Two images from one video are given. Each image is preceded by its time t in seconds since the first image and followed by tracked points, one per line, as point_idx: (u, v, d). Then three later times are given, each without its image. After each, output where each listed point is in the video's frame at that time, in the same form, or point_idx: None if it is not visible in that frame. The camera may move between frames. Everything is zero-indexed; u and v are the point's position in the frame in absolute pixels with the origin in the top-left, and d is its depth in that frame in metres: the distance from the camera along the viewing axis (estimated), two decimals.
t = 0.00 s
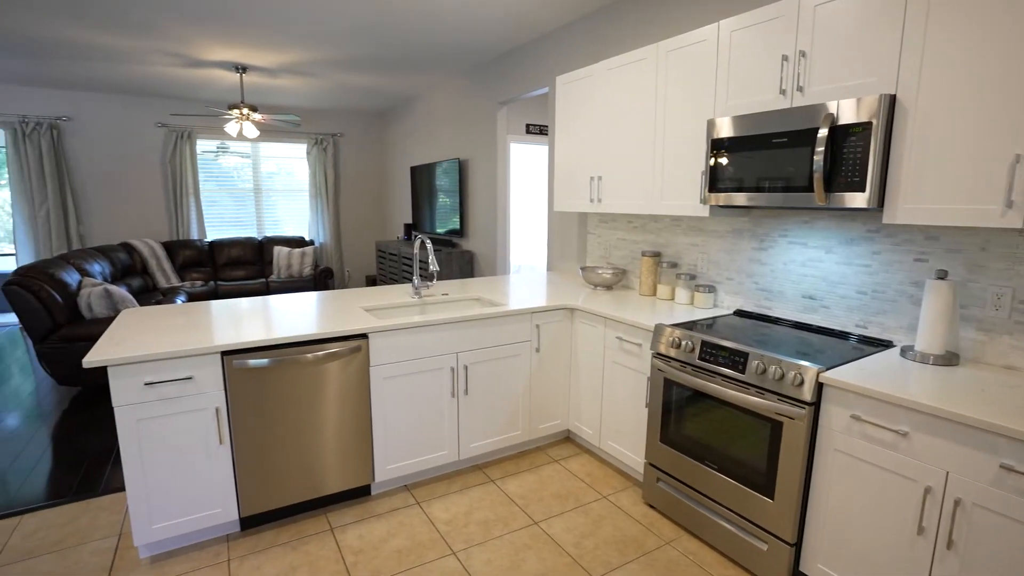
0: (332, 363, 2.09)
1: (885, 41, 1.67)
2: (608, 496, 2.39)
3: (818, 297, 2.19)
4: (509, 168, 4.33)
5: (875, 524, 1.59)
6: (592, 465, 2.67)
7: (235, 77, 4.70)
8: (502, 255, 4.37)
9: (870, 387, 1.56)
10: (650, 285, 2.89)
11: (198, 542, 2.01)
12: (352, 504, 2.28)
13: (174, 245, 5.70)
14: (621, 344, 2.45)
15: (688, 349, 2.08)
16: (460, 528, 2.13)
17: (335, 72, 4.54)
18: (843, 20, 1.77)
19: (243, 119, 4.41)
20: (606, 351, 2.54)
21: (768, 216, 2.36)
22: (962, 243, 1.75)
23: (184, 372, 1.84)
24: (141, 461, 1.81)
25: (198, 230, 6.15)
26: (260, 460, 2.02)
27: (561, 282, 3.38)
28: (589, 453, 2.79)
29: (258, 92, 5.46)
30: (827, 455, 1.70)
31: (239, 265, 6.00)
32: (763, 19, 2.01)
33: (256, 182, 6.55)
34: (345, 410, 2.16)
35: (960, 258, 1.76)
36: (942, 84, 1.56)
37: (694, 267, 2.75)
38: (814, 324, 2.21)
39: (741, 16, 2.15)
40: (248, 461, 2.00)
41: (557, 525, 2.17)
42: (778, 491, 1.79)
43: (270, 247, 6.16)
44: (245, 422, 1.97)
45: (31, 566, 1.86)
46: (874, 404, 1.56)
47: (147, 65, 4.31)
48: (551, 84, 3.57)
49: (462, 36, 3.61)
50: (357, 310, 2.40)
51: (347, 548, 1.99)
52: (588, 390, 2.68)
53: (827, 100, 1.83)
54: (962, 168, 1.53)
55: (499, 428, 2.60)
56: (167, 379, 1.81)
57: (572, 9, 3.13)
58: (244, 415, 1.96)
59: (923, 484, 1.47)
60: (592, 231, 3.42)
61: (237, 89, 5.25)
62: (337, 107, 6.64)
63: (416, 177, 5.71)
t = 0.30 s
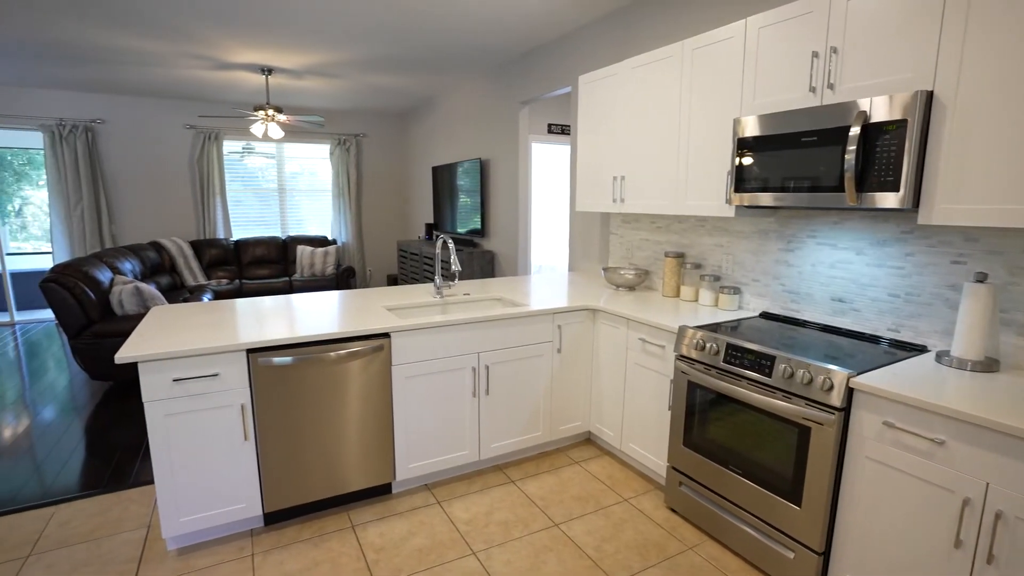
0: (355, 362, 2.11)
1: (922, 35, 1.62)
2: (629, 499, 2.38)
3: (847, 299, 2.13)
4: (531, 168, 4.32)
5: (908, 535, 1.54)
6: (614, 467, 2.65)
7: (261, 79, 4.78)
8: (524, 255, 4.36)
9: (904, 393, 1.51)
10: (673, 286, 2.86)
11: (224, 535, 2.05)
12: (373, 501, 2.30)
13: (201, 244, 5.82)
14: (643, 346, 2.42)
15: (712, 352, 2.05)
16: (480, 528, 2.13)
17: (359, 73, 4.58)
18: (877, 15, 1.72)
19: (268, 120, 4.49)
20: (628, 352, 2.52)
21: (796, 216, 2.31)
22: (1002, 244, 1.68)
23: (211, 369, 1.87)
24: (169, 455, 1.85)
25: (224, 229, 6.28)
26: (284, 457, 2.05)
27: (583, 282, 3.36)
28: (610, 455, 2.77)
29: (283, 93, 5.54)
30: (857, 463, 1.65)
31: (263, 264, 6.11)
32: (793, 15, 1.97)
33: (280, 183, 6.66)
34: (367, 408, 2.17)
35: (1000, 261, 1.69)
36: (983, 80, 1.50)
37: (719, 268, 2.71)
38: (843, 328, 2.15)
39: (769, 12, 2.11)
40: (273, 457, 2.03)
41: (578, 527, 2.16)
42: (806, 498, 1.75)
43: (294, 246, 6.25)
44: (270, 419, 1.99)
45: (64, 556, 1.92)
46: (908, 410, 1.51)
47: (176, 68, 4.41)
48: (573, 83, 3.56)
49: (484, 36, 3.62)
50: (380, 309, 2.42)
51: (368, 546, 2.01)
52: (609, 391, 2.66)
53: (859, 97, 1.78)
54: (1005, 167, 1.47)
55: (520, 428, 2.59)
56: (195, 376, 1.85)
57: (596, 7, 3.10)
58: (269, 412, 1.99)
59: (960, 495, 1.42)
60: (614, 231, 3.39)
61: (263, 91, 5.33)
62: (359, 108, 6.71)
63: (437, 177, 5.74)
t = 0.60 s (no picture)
0: (377, 361, 2.12)
1: (962, 29, 1.56)
2: (651, 503, 2.36)
3: (879, 303, 2.07)
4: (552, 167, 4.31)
5: (944, 548, 1.48)
6: (635, 470, 2.63)
7: (286, 80, 4.85)
8: (545, 255, 4.35)
9: (940, 400, 1.45)
10: (696, 287, 2.83)
11: (249, 530, 2.08)
12: (394, 500, 2.32)
13: (227, 243, 5.95)
14: (666, 348, 2.40)
15: (738, 355, 2.01)
16: (500, 529, 2.13)
17: (381, 74, 4.62)
18: (914, 9, 1.66)
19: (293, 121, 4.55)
20: (650, 354, 2.50)
21: (825, 217, 2.26)
22: None
23: (236, 366, 1.90)
24: (196, 450, 1.89)
25: (249, 228, 6.40)
26: (307, 454, 2.07)
27: (604, 283, 3.34)
28: (632, 458, 2.75)
29: (307, 95, 5.62)
30: (889, 472, 1.60)
31: (287, 262, 6.21)
32: (824, 10, 1.92)
33: (303, 182, 6.76)
34: (389, 407, 2.19)
35: None
36: None
37: (744, 270, 2.67)
38: (873, 332, 2.09)
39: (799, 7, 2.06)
40: (297, 454, 2.05)
41: (599, 530, 2.14)
42: (834, 507, 1.71)
43: (317, 245, 6.34)
44: (294, 416, 2.02)
45: (96, 545, 1.97)
46: (944, 419, 1.46)
47: (204, 70, 4.50)
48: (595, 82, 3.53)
49: (506, 36, 3.62)
50: (402, 309, 2.44)
51: (389, 544, 2.02)
52: (631, 393, 2.64)
53: (893, 94, 1.73)
54: None
55: (541, 429, 2.58)
56: (221, 372, 1.88)
57: (619, 6, 3.07)
58: (293, 409, 2.01)
59: (1001, 509, 1.36)
60: (636, 232, 3.37)
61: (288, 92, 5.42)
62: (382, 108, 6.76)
63: (458, 177, 5.76)
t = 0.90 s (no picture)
0: (399, 360, 2.13)
1: (1008, 22, 1.49)
2: (674, 508, 2.33)
3: (913, 306, 2.01)
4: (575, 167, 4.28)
5: (985, 563, 1.42)
6: (658, 474, 2.61)
7: (310, 82, 4.92)
8: (567, 255, 4.32)
9: (982, 409, 1.39)
10: (721, 290, 2.80)
11: (273, 526, 2.11)
12: (415, 499, 2.32)
13: (252, 242, 6.06)
14: (691, 350, 2.37)
15: (765, 359, 1.97)
16: (521, 531, 2.12)
17: (404, 74, 4.65)
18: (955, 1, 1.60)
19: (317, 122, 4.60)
20: (675, 356, 2.47)
21: (856, 218, 2.20)
22: None
23: (261, 364, 1.92)
24: (221, 446, 1.92)
25: (274, 228, 6.51)
26: (330, 453, 2.09)
27: (627, 284, 3.32)
28: (655, 462, 2.72)
29: (331, 95, 5.68)
30: (925, 482, 1.54)
31: (310, 261, 6.30)
32: (857, 5, 1.86)
33: (327, 182, 6.84)
34: (410, 406, 2.19)
35: None
36: None
37: (771, 272, 2.62)
38: (908, 336, 2.03)
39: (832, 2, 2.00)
40: (320, 452, 2.07)
41: (620, 534, 2.12)
42: (866, 517, 1.65)
43: (339, 244, 6.42)
44: (318, 414, 2.04)
45: (126, 537, 2.02)
46: (986, 428, 1.39)
47: (231, 73, 4.59)
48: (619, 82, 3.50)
49: (529, 36, 3.61)
50: (424, 309, 2.44)
51: (410, 544, 2.02)
52: (654, 396, 2.61)
53: (932, 90, 1.67)
54: None
55: (562, 431, 2.57)
56: (247, 370, 1.90)
57: (644, 4, 3.04)
58: (316, 408, 2.03)
59: None
60: (660, 233, 3.35)
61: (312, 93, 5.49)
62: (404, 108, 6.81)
63: (480, 177, 5.76)
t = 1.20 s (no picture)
0: (421, 360, 2.12)
1: None
2: (698, 513, 2.29)
3: (952, 310, 1.93)
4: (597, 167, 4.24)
5: None
6: (682, 479, 2.57)
7: (334, 83, 4.97)
8: (590, 255, 4.29)
9: None
10: (748, 291, 2.74)
11: (296, 523, 2.12)
12: (436, 499, 2.32)
13: (276, 241, 6.16)
14: (717, 353, 2.33)
15: (795, 363, 1.91)
16: (542, 534, 2.10)
17: (427, 75, 4.67)
18: None
19: (341, 122, 4.64)
20: (700, 359, 2.43)
21: (890, 219, 2.13)
22: None
23: (286, 362, 1.94)
24: (246, 443, 1.94)
25: (298, 227, 6.60)
26: (353, 451, 2.10)
27: (651, 286, 3.28)
28: (678, 467, 2.69)
29: (354, 96, 5.73)
30: (967, 495, 1.47)
31: (333, 260, 6.37)
32: None
33: (350, 182, 6.92)
34: (432, 406, 2.19)
35: None
36: None
37: (800, 274, 2.56)
38: (946, 342, 1.95)
39: None
40: (343, 451, 2.08)
41: (643, 539, 2.10)
42: (902, 529, 1.59)
43: (362, 244, 6.48)
44: (341, 413, 2.05)
45: (155, 530, 2.05)
46: None
47: (257, 74, 4.66)
48: (643, 80, 3.46)
49: (552, 35, 3.59)
50: (446, 309, 2.44)
51: (431, 544, 2.02)
52: (678, 399, 2.57)
53: (975, 86, 1.60)
54: None
55: (584, 433, 2.55)
56: (271, 368, 1.92)
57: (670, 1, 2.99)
58: (340, 406, 2.04)
59: None
60: (685, 234, 3.31)
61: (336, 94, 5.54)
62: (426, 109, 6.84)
63: (502, 177, 5.75)
